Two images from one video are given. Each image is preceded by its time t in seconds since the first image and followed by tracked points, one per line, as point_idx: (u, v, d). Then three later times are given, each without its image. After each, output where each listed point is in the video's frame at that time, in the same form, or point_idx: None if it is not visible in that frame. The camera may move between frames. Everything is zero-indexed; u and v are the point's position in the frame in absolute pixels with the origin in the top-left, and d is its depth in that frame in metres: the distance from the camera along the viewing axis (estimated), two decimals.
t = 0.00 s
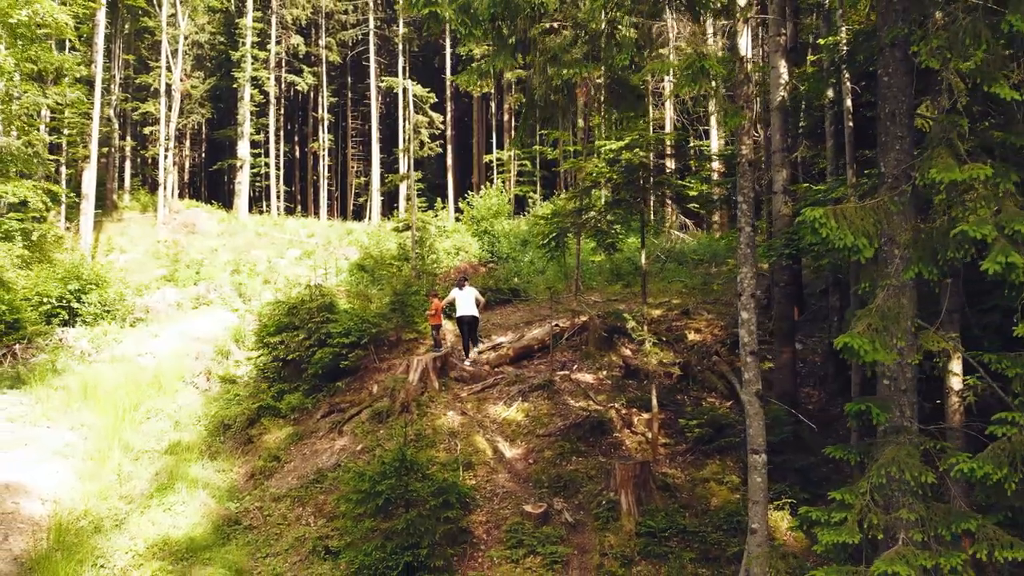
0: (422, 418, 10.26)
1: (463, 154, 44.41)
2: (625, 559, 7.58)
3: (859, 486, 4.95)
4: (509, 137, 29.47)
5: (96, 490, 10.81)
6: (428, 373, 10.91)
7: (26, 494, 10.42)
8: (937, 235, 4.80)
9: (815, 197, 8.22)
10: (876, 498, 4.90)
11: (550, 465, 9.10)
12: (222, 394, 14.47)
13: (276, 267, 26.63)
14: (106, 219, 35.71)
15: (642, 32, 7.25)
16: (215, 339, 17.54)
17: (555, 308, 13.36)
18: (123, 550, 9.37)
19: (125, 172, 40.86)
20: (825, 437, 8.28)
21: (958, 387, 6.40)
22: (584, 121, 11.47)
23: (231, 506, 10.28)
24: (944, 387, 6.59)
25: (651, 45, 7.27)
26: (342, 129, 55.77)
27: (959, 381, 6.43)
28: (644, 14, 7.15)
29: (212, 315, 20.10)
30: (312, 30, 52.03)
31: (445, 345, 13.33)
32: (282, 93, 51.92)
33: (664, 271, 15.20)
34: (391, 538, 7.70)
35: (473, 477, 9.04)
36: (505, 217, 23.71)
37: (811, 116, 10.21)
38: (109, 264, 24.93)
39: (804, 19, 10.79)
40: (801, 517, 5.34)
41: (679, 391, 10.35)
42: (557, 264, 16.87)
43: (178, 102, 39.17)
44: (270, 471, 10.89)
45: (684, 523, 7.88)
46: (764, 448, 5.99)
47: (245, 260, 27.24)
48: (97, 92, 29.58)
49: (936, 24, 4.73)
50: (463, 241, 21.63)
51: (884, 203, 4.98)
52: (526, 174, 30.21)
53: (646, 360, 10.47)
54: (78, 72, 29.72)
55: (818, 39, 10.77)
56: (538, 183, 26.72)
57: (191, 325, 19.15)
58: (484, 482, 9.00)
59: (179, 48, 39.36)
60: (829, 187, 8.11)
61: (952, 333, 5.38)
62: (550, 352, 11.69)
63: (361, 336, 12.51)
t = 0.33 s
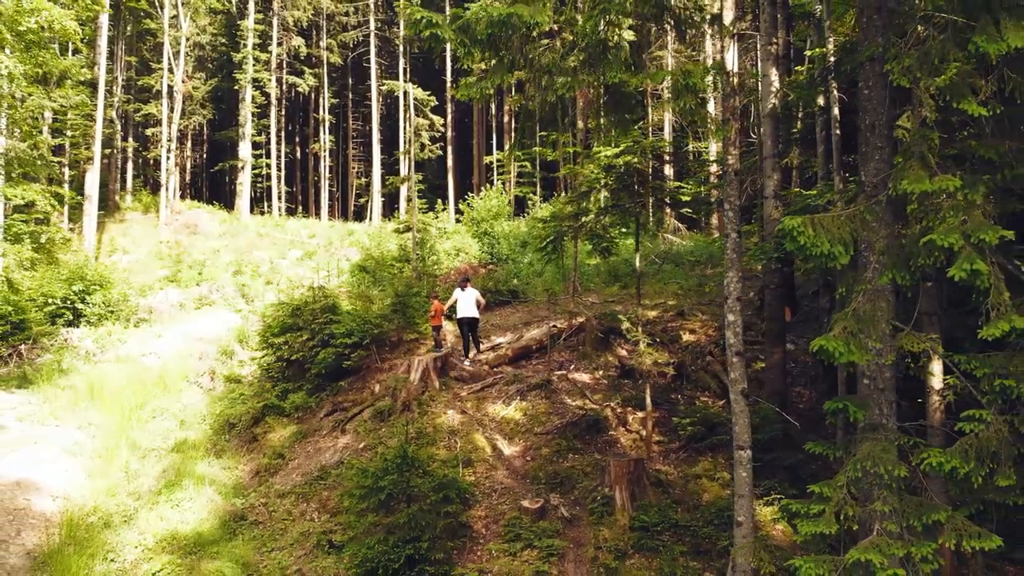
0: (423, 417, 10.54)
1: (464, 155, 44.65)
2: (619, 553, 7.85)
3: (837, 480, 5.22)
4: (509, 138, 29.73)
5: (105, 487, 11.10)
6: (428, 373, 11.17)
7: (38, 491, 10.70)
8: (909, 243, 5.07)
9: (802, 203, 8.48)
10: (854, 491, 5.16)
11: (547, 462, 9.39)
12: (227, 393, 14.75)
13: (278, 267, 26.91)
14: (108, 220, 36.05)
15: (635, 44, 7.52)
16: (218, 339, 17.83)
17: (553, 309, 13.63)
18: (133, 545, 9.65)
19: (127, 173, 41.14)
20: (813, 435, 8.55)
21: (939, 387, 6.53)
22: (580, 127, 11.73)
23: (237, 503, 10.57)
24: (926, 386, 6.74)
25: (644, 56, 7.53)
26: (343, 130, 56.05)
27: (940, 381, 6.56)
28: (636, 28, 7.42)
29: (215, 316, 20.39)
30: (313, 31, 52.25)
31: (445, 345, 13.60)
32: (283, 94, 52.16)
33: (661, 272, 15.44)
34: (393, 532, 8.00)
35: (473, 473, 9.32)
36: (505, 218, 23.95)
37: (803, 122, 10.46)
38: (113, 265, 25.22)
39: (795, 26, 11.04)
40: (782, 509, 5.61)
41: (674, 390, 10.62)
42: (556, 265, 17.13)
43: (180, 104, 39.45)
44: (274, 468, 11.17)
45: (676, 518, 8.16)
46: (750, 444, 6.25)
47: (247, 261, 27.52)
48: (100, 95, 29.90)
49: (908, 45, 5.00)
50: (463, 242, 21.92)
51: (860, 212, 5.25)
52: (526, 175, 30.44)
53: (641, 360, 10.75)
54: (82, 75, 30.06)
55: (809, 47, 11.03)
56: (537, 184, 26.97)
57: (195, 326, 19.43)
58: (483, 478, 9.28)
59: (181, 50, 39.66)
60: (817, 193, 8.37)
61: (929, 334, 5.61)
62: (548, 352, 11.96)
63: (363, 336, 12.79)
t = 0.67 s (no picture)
0: (423, 415, 10.83)
1: (465, 156, 44.91)
2: (613, 546, 8.15)
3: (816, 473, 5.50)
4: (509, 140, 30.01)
5: (114, 484, 11.38)
6: (429, 373, 11.43)
7: (48, 487, 10.99)
8: (884, 248, 5.35)
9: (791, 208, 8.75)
10: (832, 483, 5.44)
11: (544, 458, 9.68)
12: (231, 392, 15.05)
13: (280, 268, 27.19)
14: (111, 221, 36.38)
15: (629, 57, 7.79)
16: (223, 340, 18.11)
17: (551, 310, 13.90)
18: (143, 540, 9.93)
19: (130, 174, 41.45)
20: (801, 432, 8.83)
21: (921, 385, 6.71)
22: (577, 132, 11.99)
23: (243, 499, 10.86)
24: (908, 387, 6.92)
25: (635, 67, 7.81)
26: (344, 131, 56.34)
27: (922, 381, 6.75)
28: (628, 40, 7.70)
29: (219, 317, 20.69)
30: (314, 33, 52.51)
31: (446, 346, 13.88)
32: (285, 95, 52.43)
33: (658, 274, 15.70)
34: (395, 526, 8.28)
35: (472, 470, 9.60)
36: (505, 219, 24.19)
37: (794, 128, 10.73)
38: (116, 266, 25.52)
39: (787, 34, 11.31)
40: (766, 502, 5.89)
41: (668, 389, 10.89)
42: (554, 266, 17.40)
43: (182, 105, 39.74)
44: (279, 465, 11.46)
45: (668, 513, 8.44)
46: (736, 440, 6.53)
47: (249, 262, 27.81)
48: (104, 97, 30.18)
49: (882, 62, 5.29)
50: (464, 243, 22.24)
51: (839, 219, 5.54)
52: (526, 176, 30.71)
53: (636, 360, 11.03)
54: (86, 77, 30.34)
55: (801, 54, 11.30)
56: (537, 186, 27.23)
57: (199, 327, 19.72)
58: (482, 474, 9.56)
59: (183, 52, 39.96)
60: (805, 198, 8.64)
61: (906, 335, 5.87)
62: (546, 353, 12.23)
63: (365, 337, 13.07)
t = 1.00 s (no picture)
0: (424, 414, 11.11)
1: (465, 157, 45.22)
2: (608, 540, 8.43)
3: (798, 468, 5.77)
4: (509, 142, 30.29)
5: (122, 481, 11.69)
6: (430, 373, 11.69)
7: (59, 484, 11.29)
8: (862, 255, 5.62)
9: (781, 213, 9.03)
10: (813, 477, 5.72)
11: (542, 456, 9.97)
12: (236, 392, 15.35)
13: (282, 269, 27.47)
14: (114, 222, 36.73)
15: (623, 69, 8.06)
16: (226, 340, 18.41)
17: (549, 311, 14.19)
18: (152, 535, 10.23)
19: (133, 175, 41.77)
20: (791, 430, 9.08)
21: (905, 383, 6.83)
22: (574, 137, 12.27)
23: (249, 495, 11.15)
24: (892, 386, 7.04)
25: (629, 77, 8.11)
26: (346, 132, 56.72)
27: (905, 379, 6.88)
28: (621, 52, 7.98)
29: (223, 317, 21.01)
30: (315, 34, 52.77)
31: (446, 346, 14.17)
32: (286, 97, 52.72)
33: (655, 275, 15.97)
34: (397, 520, 8.59)
35: (472, 466, 9.88)
36: (505, 221, 24.46)
37: (786, 135, 11.00)
38: (120, 266, 25.84)
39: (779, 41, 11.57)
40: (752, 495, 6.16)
41: (663, 389, 11.16)
42: (553, 267, 17.68)
43: (185, 106, 40.05)
44: (283, 463, 11.75)
45: (662, 508, 8.72)
46: (725, 436, 6.81)
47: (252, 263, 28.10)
48: (108, 99, 30.48)
49: (860, 76, 5.56)
50: (464, 244, 22.59)
51: (819, 226, 5.82)
52: (526, 178, 31.01)
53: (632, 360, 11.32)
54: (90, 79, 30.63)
55: (794, 61, 11.57)
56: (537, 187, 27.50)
57: (203, 327, 20.02)
58: (482, 471, 9.84)
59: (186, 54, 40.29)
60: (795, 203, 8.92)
61: (885, 336, 6.12)
62: (544, 353, 12.49)
63: (368, 337, 13.35)
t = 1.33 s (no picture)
0: (425, 412, 11.39)
1: (466, 157, 45.49)
2: (604, 534, 8.71)
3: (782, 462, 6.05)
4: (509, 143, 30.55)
5: (130, 478, 12.00)
6: (431, 372, 11.95)
7: (69, 481, 11.59)
8: (842, 260, 5.90)
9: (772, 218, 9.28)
10: (796, 471, 6.00)
11: (540, 453, 10.25)
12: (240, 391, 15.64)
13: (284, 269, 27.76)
14: (117, 223, 37.08)
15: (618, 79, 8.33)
16: (230, 341, 18.69)
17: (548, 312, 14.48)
18: (160, 531, 10.53)
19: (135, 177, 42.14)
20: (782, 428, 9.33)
21: (889, 382, 6.99)
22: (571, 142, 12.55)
23: (254, 492, 11.43)
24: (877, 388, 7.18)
25: (622, 86, 8.38)
26: (347, 133, 57.03)
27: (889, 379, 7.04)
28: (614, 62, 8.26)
29: (225, 317, 21.33)
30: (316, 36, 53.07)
31: (446, 346, 14.46)
32: (288, 98, 53.06)
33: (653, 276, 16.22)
34: (399, 514, 8.95)
35: (472, 463, 10.17)
36: (505, 221, 24.71)
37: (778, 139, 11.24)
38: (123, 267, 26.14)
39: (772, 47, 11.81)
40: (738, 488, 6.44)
41: (658, 387, 11.41)
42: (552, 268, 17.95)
43: (187, 108, 40.38)
44: (288, 460, 12.03)
45: (656, 503, 8.97)
46: (714, 433, 7.11)
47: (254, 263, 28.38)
48: (111, 101, 30.81)
49: (840, 90, 5.83)
50: (464, 245, 22.93)
51: (803, 232, 6.11)
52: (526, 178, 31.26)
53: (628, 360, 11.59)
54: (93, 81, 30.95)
55: (786, 67, 11.81)
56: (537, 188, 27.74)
57: (206, 328, 20.31)
58: (481, 468, 10.13)
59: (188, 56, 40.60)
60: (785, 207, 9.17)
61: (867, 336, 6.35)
62: (542, 353, 12.76)
63: (370, 337, 13.65)
